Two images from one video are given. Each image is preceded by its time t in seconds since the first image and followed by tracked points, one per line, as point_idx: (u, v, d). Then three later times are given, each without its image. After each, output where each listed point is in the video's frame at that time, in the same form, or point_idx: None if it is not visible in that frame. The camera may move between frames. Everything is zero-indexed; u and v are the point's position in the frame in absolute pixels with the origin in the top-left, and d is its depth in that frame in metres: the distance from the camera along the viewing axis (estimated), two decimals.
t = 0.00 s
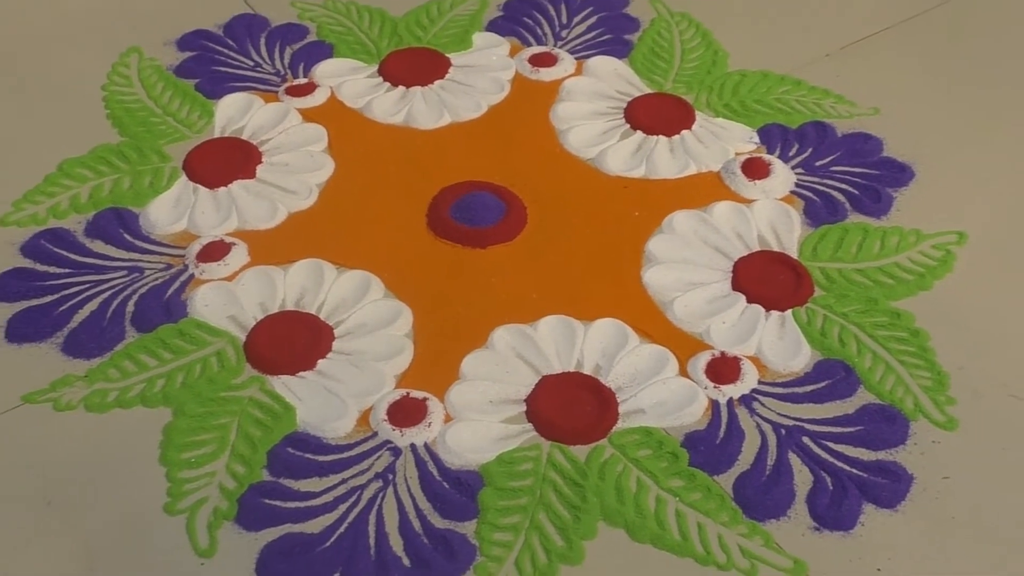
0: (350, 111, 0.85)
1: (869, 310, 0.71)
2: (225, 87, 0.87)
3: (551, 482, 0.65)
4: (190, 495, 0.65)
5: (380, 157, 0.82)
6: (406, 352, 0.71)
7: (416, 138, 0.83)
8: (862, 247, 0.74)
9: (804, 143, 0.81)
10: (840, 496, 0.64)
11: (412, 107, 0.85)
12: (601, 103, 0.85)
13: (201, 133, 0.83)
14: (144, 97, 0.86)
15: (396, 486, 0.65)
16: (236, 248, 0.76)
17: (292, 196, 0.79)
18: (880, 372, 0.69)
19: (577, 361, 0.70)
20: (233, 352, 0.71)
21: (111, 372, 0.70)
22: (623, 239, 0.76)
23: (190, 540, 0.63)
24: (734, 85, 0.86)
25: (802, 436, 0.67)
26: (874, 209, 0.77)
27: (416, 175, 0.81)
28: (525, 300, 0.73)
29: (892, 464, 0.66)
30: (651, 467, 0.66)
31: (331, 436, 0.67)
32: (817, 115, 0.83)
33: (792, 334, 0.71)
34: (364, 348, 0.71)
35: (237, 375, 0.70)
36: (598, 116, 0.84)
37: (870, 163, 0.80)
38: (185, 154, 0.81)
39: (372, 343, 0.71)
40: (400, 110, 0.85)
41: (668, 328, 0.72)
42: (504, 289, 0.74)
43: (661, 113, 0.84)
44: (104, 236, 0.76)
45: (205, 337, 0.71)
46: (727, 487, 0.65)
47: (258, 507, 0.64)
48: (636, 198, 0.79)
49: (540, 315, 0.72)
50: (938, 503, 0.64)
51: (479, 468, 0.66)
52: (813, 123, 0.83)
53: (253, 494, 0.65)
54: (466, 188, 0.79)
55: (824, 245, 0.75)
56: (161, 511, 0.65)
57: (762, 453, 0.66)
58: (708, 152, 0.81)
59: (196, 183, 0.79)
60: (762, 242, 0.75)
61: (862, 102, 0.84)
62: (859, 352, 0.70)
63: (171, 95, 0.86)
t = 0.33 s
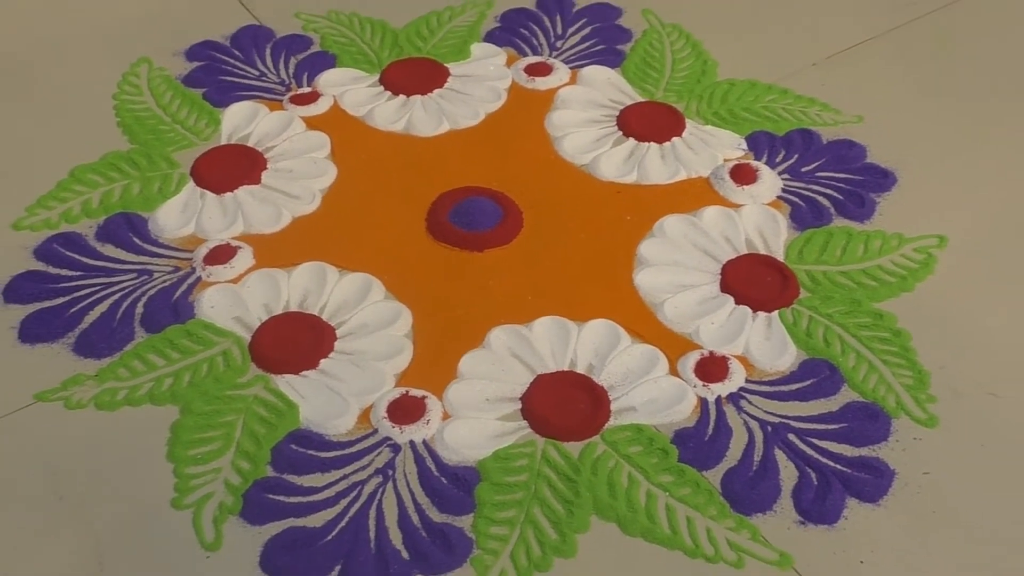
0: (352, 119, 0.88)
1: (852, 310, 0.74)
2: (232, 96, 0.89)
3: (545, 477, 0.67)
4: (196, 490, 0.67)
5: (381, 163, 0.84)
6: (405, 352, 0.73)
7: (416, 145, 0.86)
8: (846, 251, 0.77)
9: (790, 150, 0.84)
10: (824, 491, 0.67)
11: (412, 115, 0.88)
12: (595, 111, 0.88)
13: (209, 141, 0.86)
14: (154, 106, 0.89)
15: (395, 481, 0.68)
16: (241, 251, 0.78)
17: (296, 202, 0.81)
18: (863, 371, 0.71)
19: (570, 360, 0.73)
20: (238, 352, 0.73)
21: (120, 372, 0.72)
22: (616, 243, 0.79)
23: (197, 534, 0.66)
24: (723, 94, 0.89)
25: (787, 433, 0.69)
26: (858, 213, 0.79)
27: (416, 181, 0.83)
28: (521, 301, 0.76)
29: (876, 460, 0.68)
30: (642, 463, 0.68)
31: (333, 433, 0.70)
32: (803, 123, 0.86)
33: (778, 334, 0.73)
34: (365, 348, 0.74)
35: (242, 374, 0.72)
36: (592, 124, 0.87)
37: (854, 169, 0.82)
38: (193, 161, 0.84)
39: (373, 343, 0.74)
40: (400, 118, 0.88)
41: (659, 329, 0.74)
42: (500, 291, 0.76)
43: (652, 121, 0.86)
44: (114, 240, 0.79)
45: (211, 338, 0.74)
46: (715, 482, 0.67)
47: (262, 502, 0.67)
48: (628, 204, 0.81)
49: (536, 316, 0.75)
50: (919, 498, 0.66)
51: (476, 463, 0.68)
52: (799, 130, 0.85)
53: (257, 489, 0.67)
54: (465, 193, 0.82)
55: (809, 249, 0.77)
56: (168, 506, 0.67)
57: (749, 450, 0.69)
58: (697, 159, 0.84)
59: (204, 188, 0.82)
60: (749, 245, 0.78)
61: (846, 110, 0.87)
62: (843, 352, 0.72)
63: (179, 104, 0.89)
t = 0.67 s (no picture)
0: (356, 127, 0.91)
1: (835, 311, 0.77)
2: (240, 105, 0.92)
3: (540, 471, 0.70)
4: (205, 484, 0.70)
5: (383, 169, 0.88)
6: (406, 351, 0.76)
7: (417, 151, 0.89)
8: (830, 253, 0.80)
9: (776, 157, 0.87)
10: (809, 485, 0.69)
11: (413, 123, 0.91)
12: (589, 120, 0.91)
13: (217, 148, 0.89)
14: (165, 115, 0.92)
15: (396, 476, 0.70)
16: (249, 255, 0.81)
17: (301, 207, 0.85)
18: (845, 368, 0.74)
19: (564, 359, 0.76)
20: (246, 351, 0.76)
21: (133, 370, 0.75)
22: (608, 247, 0.82)
23: (206, 527, 0.68)
24: (712, 103, 0.92)
25: (773, 428, 0.72)
26: (841, 218, 0.83)
27: (417, 186, 0.86)
28: (518, 302, 0.79)
29: (858, 455, 0.71)
30: (634, 458, 0.71)
31: (337, 429, 0.73)
32: (788, 130, 0.90)
33: (764, 334, 0.76)
34: (368, 347, 0.77)
35: (249, 373, 0.75)
36: (586, 132, 0.90)
37: (837, 175, 0.86)
38: (202, 167, 0.87)
39: (375, 343, 0.77)
40: (402, 126, 0.91)
41: (649, 328, 0.77)
42: (497, 292, 0.79)
43: (644, 129, 0.90)
44: (126, 244, 0.82)
45: (220, 338, 0.77)
46: (703, 476, 0.70)
47: (268, 495, 0.70)
48: (620, 209, 0.85)
49: (531, 316, 0.78)
50: (900, 491, 0.69)
51: (474, 458, 0.71)
52: (784, 138, 0.89)
53: (263, 483, 0.70)
54: (464, 199, 0.85)
55: (794, 252, 0.81)
56: (178, 499, 0.70)
57: (737, 444, 0.71)
58: (686, 165, 0.87)
59: (213, 194, 0.85)
60: (737, 248, 0.81)
61: (829, 118, 0.91)
62: (826, 351, 0.75)
63: (189, 113, 0.92)
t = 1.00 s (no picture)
0: (361, 133, 0.95)
1: (819, 309, 0.81)
2: (251, 113, 0.96)
3: (537, 461, 0.74)
4: (218, 475, 0.74)
5: (388, 173, 0.91)
6: (410, 347, 0.80)
7: (420, 157, 0.93)
8: (814, 254, 0.85)
9: (763, 162, 0.92)
10: (794, 474, 0.73)
11: (417, 130, 0.95)
12: (585, 126, 0.95)
13: (229, 153, 0.93)
14: (179, 122, 0.96)
15: (400, 466, 0.74)
16: (259, 255, 0.85)
17: (309, 210, 0.88)
18: (829, 363, 0.78)
19: (561, 354, 0.79)
20: (257, 347, 0.80)
21: (148, 365, 0.79)
22: (603, 248, 0.86)
23: (218, 514, 0.72)
24: (702, 110, 0.97)
25: (760, 420, 0.75)
26: (825, 220, 0.87)
27: (419, 189, 0.90)
28: (516, 300, 0.83)
29: (841, 446, 0.74)
30: (627, 449, 0.74)
31: (344, 422, 0.76)
32: (775, 136, 0.94)
33: (752, 330, 0.80)
34: (373, 343, 0.80)
35: (260, 368, 0.79)
36: (582, 137, 0.94)
37: (821, 179, 0.90)
38: (215, 172, 0.91)
39: (380, 339, 0.80)
40: (405, 133, 0.95)
41: (642, 325, 0.81)
42: (497, 290, 0.83)
43: (637, 136, 0.94)
44: (142, 245, 0.86)
45: (232, 334, 0.80)
46: (694, 466, 0.73)
47: (278, 485, 0.73)
48: (614, 211, 0.88)
49: (529, 314, 0.82)
50: (881, 480, 0.72)
51: (474, 449, 0.74)
52: (771, 143, 0.93)
53: (273, 473, 0.74)
54: (465, 202, 0.89)
55: (780, 253, 0.85)
56: (192, 488, 0.73)
57: (725, 436, 0.75)
58: (677, 170, 0.91)
59: (225, 198, 0.89)
60: (725, 249, 0.85)
61: (814, 125, 0.95)
62: (811, 346, 0.79)
63: (202, 120, 0.96)
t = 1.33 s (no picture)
0: (371, 142, 1.00)
1: (808, 308, 0.85)
2: (266, 123, 1.01)
3: (540, 454, 0.77)
4: (235, 467, 0.77)
5: (396, 180, 0.96)
6: (419, 345, 0.84)
7: (427, 165, 0.97)
8: (802, 256, 0.89)
9: (753, 169, 0.97)
10: (785, 466, 0.76)
11: (424, 139, 1.00)
12: (583, 135, 1.00)
13: (245, 161, 0.97)
14: (198, 131, 1.00)
15: (409, 459, 0.77)
16: (274, 258, 0.89)
17: (322, 215, 0.93)
18: (817, 360, 0.82)
19: (562, 352, 0.83)
20: (272, 345, 0.84)
21: (169, 363, 0.82)
22: (601, 251, 0.90)
23: (236, 505, 0.75)
24: (694, 120, 1.02)
25: (752, 415, 0.79)
26: (813, 224, 0.92)
27: (427, 195, 0.95)
28: (519, 301, 0.87)
29: (829, 439, 0.78)
30: (625, 442, 0.78)
31: (355, 417, 0.80)
32: (764, 145, 0.99)
33: (744, 329, 0.84)
34: (383, 342, 0.84)
35: (275, 365, 0.82)
36: (580, 146, 0.99)
37: (809, 185, 0.95)
38: (231, 179, 0.96)
39: (390, 338, 0.84)
40: (413, 141, 1.00)
41: (639, 324, 0.85)
42: (500, 291, 0.87)
43: (634, 144, 0.99)
44: (163, 249, 0.90)
45: (248, 333, 0.84)
46: (689, 458, 0.77)
47: (293, 477, 0.76)
48: (612, 216, 0.93)
49: (531, 314, 0.86)
50: (867, 471, 0.76)
51: (480, 442, 0.78)
52: (761, 151, 0.99)
53: (288, 465, 0.77)
54: (469, 207, 0.93)
55: (770, 255, 0.89)
56: (210, 481, 0.76)
57: (719, 429, 0.78)
58: (671, 176, 0.96)
59: (241, 203, 0.93)
60: (718, 252, 0.90)
61: (802, 134, 1.01)
62: (799, 344, 0.83)
63: (220, 130, 1.01)
